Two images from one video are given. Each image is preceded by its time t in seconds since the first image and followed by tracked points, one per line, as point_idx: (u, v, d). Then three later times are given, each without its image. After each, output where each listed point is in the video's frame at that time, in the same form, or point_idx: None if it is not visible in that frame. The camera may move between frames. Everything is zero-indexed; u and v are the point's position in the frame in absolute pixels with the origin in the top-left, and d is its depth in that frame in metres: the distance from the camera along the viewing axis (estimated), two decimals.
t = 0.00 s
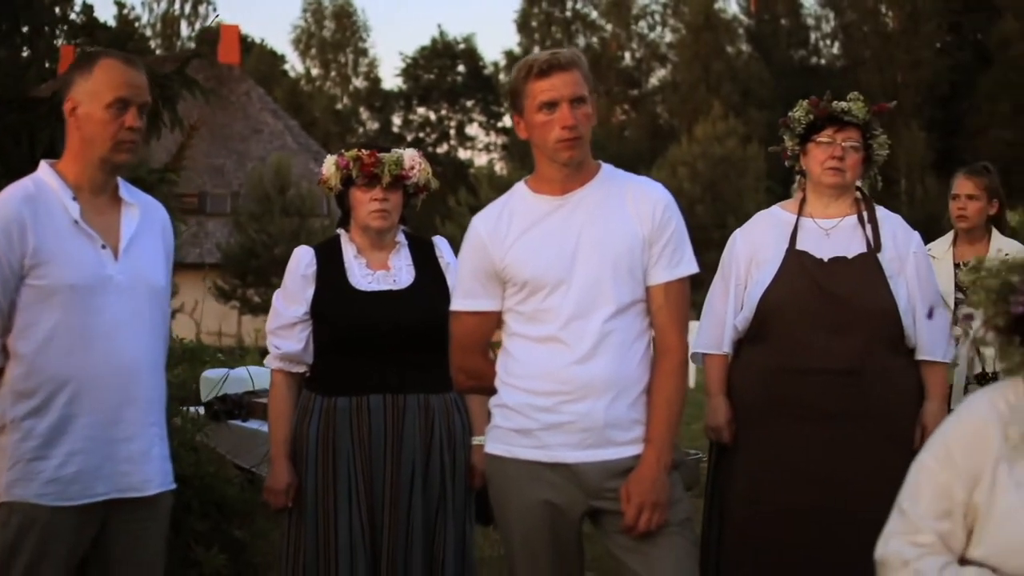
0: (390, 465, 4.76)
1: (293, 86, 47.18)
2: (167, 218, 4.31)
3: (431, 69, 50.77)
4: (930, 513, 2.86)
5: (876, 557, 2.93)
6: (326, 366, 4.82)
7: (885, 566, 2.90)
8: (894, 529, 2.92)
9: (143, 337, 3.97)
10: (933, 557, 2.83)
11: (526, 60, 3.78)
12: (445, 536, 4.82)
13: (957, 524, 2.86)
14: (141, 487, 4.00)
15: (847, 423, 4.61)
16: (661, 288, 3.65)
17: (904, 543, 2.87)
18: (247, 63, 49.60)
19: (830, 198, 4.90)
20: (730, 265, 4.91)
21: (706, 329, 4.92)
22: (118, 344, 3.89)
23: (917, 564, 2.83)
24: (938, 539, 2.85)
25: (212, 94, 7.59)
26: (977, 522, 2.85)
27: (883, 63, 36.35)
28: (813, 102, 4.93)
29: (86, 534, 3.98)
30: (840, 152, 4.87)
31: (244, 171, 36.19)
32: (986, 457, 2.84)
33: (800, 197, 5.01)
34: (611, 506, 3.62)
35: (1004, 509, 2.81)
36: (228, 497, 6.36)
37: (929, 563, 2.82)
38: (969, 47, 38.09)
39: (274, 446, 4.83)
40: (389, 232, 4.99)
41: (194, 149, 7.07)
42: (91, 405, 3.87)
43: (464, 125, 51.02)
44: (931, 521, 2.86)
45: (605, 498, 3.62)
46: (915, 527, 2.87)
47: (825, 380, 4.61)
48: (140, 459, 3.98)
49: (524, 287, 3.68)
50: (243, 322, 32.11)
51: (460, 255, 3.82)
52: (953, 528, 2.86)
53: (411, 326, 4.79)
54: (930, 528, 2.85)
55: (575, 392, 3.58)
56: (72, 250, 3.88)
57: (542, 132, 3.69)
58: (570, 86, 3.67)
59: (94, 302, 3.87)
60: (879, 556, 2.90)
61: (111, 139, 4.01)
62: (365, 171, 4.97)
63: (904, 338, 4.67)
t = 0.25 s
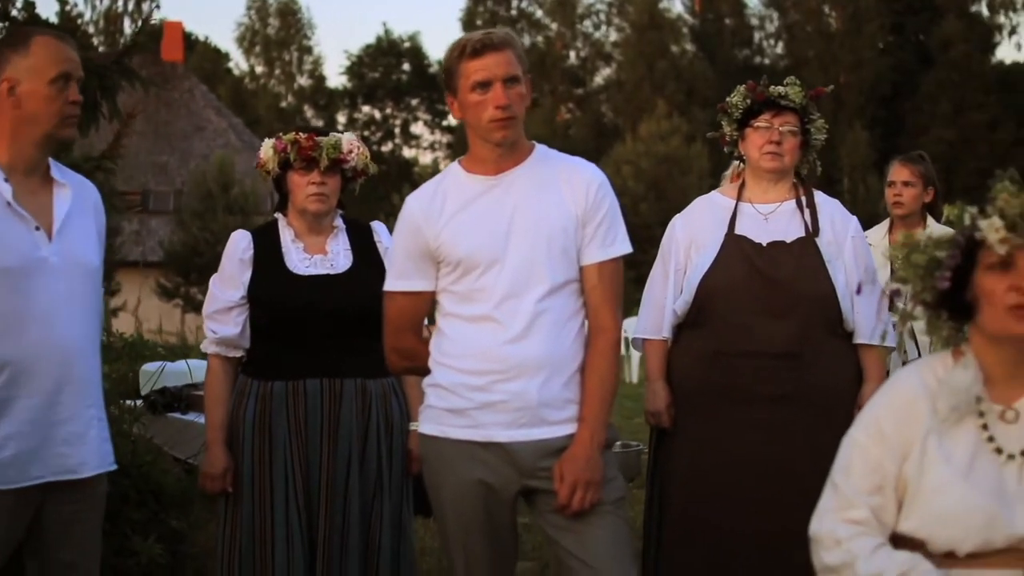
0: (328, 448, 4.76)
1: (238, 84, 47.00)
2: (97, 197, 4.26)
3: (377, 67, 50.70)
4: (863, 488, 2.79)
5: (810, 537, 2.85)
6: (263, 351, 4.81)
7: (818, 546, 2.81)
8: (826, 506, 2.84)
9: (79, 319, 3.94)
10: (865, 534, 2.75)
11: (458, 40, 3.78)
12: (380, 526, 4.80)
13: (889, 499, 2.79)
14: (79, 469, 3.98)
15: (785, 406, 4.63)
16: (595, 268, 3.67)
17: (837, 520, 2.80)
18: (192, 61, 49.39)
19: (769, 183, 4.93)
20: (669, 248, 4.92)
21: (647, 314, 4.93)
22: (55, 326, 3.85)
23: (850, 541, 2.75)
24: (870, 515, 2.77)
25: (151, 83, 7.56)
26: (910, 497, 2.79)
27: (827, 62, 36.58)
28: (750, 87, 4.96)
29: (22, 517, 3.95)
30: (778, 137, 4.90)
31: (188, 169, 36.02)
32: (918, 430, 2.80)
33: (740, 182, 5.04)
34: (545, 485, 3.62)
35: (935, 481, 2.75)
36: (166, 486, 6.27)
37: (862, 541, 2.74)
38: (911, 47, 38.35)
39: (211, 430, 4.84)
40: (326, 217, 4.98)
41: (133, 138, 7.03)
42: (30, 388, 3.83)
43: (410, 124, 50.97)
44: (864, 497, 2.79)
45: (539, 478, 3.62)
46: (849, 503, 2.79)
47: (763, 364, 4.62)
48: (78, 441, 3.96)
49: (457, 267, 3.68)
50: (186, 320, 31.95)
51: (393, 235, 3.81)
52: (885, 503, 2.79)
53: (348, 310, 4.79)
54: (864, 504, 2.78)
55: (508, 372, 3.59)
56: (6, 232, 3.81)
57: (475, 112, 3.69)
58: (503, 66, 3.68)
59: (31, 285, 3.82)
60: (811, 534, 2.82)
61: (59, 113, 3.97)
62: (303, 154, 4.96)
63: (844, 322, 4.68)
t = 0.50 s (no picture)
0: (260, 437, 4.74)
1: (176, 81, 46.74)
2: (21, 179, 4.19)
3: (317, 65, 50.55)
4: (782, 456, 2.82)
5: (727, 498, 2.89)
6: (197, 337, 4.78)
7: (736, 507, 2.85)
8: (743, 468, 2.87)
9: (9, 304, 3.88)
10: (783, 497, 2.79)
11: (390, 21, 3.77)
12: (315, 508, 4.78)
13: (808, 469, 2.81)
14: (10, 455, 3.92)
15: (723, 391, 4.65)
16: (528, 250, 3.65)
17: (754, 484, 2.83)
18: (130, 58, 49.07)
19: (707, 169, 4.90)
20: (607, 235, 4.89)
21: (585, 302, 4.89)
22: None
23: (768, 504, 2.79)
24: (788, 481, 2.81)
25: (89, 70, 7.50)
26: (830, 467, 2.80)
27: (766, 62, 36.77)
28: (688, 73, 4.98)
29: None
30: (716, 122, 4.90)
31: (125, 166, 35.78)
32: (844, 405, 2.79)
33: (677, 169, 5.01)
34: (478, 467, 3.61)
35: (859, 455, 2.74)
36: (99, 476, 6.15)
37: (780, 504, 2.78)
38: (848, 47, 38.61)
39: (144, 417, 4.80)
40: (262, 202, 4.94)
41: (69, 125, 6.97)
42: None
43: (350, 122, 50.85)
44: (781, 464, 2.82)
45: (471, 460, 3.61)
46: (765, 468, 2.83)
47: (702, 349, 4.64)
48: (9, 426, 3.91)
49: (389, 248, 3.66)
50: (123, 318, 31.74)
51: (325, 216, 3.78)
52: (804, 472, 2.81)
53: (282, 296, 4.75)
54: (781, 470, 2.81)
55: (439, 353, 3.58)
56: None
57: (408, 92, 3.68)
58: (435, 46, 3.67)
59: None
60: (729, 495, 2.86)
61: None
62: (238, 139, 4.95)
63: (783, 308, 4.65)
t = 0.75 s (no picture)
0: (187, 423, 4.71)
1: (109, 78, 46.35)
2: None
3: (251, 63, 50.30)
4: (713, 435, 2.81)
5: (661, 480, 2.88)
6: (125, 322, 4.74)
7: (668, 488, 2.84)
8: (676, 449, 2.86)
9: None
10: (715, 477, 2.79)
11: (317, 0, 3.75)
12: (244, 499, 4.76)
13: (740, 447, 2.80)
14: None
15: (658, 375, 4.64)
16: (456, 230, 3.64)
17: (686, 465, 2.82)
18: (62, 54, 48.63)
19: (643, 153, 4.88)
20: (543, 220, 4.87)
21: (521, 288, 4.87)
22: None
23: (700, 483, 2.79)
24: (720, 459, 2.80)
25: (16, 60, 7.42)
26: (760, 444, 2.80)
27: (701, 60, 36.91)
28: (623, 57, 4.98)
29: None
30: (651, 106, 4.90)
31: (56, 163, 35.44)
32: (773, 381, 2.79)
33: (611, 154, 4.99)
34: (406, 449, 3.59)
35: (788, 430, 2.75)
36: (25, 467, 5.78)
37: (711, 483, 2.78)
38: (782, 47, 38.83)
39: (72, 402, 4.77)
40: (194, 185, 4.87)
41: None
42: None
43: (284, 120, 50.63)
44: (714, 442, 2.81)
45: (399, 441, 3.59)
46: (698, 448, 2.82)
47: (637, 333, 4.63)
48: None
49: (316, 229, 3.62)
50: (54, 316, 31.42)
51: (251, 196, 3.74)
52: (736, 451, 2.80)
53: (212, 281, 4.71)
54: (713, 449, 2.80)
55: (368, 333, 3.55)
56: None
57: (336, 71, 3.65)
58: (363, 24, 3.65)
59: None
60: (662, 477, 2.84)
61: None
62: (169, 122, 4.87)
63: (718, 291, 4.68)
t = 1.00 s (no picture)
0: (106, 416, 4.69)
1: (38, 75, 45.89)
2: None
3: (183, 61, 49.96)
4: (636, 422, 2.76)
5: (583, 471, 2.82)
6: (44, 312, 4.66)
7: (591, 480, 2.78)
8: (602, 441, 2.80)
9: None
10: (638, 467, 2.74)
11: None
12: (165, 495, 4.73)
13: (663, 434, 2.76)
14: None
15: (587, 364, 4.64)
16: (376, 215, 3.61)
17: (610, 455, 2.77)
18: None
19: (571, 142, 4.83)
20: (471, 209, 4.80)
21: (449, 277, 4.81)
22: None
23: (624, 473, 2.73)
24: (645, 448, 2.75)
25: None
26: (681, 430, 2.77)
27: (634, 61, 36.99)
28: (552, 46, 4.94)
29: None
30: (579, 95, 4.84)
31: None
32: (693, 366, 2.76)
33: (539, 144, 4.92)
34: (325, 437, 3.56)
35: (709, 413, 2.72)
36: None
37: (635, 473, 2.73)
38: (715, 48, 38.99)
39: None
40: (117, 174, 4.80)
41: None
42: None
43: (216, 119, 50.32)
44: (637, 429, 2.76)
45: (318, 429, 3.56)
46: (624, 436, 2.76)
47: (565, 322, 4.62)
48: None
49: (234, 214, 3.57)
50: None
51: (168, 180, 3.68)
52: (658, 438, 2.76)
53: (133, 271, 4.64)
54: (639, 437, 2.75)
55: (286, 319, 3.52)
56: None
57: (258, 53, 3.62)
58: (286, 7, 3.63)
59: None
60: (587, 470, 2.77)
61: None
62: (92, 109, 4.79)
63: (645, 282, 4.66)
